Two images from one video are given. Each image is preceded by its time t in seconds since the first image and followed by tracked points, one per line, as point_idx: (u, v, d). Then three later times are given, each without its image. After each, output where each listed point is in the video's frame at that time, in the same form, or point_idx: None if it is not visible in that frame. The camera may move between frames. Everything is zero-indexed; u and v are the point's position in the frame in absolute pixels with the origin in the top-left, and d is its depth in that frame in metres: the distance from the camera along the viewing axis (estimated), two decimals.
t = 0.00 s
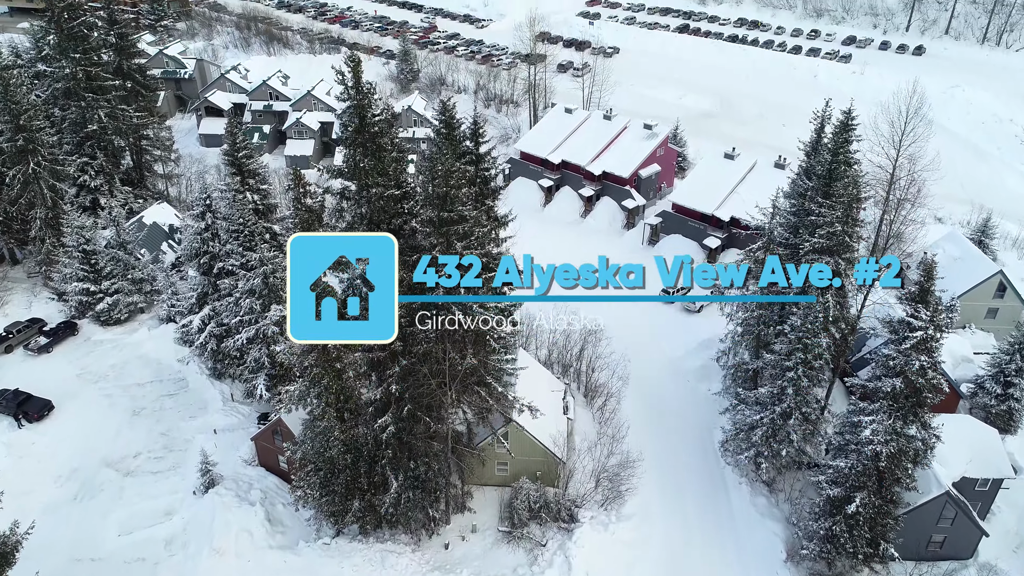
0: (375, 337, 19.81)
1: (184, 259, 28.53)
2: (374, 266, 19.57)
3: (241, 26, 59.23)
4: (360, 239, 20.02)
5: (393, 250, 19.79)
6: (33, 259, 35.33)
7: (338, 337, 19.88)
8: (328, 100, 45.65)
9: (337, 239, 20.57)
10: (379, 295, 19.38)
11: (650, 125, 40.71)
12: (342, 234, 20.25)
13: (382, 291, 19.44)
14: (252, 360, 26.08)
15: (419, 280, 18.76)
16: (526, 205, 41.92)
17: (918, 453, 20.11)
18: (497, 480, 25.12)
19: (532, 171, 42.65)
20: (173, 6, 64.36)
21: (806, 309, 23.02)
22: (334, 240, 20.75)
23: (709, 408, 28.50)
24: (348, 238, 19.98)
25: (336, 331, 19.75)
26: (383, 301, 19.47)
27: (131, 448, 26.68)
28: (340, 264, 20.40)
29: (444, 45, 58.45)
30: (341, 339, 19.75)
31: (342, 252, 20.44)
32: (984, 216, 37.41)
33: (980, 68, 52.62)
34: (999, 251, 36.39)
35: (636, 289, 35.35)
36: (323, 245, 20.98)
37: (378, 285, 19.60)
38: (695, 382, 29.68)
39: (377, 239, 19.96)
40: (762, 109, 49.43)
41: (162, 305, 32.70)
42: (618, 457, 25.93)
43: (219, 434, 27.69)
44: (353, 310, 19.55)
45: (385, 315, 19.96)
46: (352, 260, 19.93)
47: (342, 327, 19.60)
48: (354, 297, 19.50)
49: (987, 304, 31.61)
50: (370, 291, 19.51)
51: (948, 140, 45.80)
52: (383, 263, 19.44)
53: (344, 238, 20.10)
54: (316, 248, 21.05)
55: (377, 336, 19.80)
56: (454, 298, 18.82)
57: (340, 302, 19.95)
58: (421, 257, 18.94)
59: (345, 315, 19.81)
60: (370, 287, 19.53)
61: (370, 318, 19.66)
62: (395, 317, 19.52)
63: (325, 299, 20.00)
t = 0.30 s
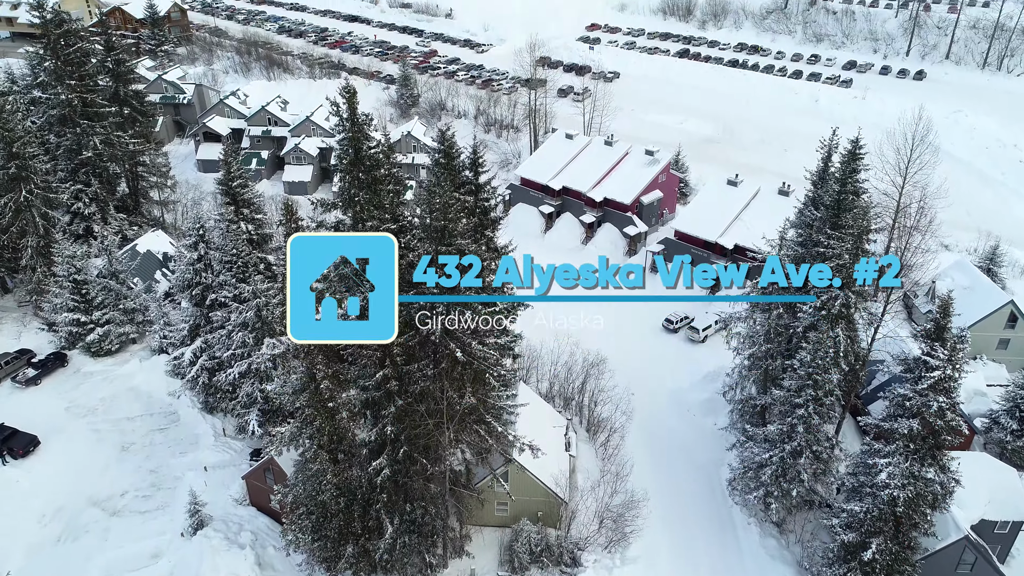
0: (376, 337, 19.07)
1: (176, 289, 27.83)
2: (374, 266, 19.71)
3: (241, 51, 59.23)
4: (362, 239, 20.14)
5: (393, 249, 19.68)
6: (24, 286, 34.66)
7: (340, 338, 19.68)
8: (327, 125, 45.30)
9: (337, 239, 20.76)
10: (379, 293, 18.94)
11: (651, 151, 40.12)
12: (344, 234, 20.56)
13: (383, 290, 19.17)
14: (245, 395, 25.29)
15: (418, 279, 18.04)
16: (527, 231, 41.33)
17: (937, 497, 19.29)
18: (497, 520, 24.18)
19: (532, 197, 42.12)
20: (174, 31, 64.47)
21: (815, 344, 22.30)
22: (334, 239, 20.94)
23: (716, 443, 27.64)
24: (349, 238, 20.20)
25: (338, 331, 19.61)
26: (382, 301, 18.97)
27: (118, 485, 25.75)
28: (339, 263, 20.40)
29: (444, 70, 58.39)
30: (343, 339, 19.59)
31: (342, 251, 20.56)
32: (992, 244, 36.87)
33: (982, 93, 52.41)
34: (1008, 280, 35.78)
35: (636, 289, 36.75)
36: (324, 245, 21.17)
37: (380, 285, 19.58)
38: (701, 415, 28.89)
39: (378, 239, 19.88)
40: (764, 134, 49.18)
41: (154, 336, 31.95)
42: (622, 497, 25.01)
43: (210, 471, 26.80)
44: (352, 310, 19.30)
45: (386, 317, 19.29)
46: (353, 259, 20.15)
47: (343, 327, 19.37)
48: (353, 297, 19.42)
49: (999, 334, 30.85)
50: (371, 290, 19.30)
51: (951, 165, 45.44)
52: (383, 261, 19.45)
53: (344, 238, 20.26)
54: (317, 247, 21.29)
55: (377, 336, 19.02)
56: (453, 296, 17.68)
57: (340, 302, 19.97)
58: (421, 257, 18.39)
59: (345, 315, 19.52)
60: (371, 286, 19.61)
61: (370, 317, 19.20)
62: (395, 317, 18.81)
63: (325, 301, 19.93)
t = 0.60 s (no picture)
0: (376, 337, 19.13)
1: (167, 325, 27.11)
2: (374, 266, 20.91)
3: (241, 81, 59.29)
4: (363, 241, 21.64)
5: (391, 248, 21.22)
6: (13, 320, 33.89)
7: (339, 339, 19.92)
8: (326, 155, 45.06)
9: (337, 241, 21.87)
10: (380, 293, 20.07)
11: (653, 182, 39.54)
12: (344, 236, 21.99)
13: (382, 290, 20.29)
14: (236, 436, 24.41)
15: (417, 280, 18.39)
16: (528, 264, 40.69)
17: (960, 551, 18.31)
18: (496, 569, 23.12)
19: (533, 228, 41.61)
20: (175, 61, 64.69)
21: (827, 385, 21.45)
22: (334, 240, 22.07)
23: (723, 487, 26.60)
24: (349, 240, 21.65)
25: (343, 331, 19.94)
26: (383, 300, 20.02)
27: (101, 530, 24.64)
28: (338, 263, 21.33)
29: (444, 100, 58.43)
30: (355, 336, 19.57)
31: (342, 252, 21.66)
32: (1001, 277, 36.28)
33: (983, 123, 52.31)
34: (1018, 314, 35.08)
35: (636, 292, 37.35)
36: (323, 245, 21.99)
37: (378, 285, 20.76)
38: (708, 455, 27.94)
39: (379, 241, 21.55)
40: (765, 164, 48.92)
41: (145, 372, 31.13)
42: (627, 544, 23.91)
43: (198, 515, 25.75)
44: (353, 309, 20.20)
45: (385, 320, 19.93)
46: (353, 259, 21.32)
47: (342, 326, 19.86)
48: (355, 297, 20.25)
49: (1011, 370, 30.08)
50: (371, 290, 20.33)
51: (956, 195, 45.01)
52: (382, 259, 20.76)
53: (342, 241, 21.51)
54: (316, 247, 21.90)
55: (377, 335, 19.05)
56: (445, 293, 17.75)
57: (340, 301, 20.65)
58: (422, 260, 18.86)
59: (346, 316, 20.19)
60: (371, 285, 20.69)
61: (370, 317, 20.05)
62: (396, 318, 19.40)
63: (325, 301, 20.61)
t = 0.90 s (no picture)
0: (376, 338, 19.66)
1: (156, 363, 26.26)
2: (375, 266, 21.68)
3: (242, 111, 59.23)
4: (363, 241, 21.85)
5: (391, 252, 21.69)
6: None
7: (337, 338, 19.84)
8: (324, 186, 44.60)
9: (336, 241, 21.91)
10: (380, 293, 20.12)
11: (655, 214, 38.95)
12: (344, 236, 22.02)
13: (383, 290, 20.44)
14: (225, 480, 23.42)
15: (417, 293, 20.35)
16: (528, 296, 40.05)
17: None
18: None
19: (533, 260, 41.06)
20: (176, 91, 64.78)
21: (840, 428, 20.54)
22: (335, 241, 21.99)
23: (732, 531, 25.48)
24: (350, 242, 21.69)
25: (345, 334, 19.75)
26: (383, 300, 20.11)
27: None
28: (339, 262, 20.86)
29: (444, 131, 58.38)
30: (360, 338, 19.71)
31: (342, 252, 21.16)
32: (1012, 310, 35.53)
33: (985, 153, 52.07)
34: None
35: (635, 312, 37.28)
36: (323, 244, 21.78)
37: (378, 286, 21.23)
38: (715, 497, 26.87)
39: (378, 242, 22.08)
40: (768, 194, 48.46)
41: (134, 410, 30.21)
42: None
43: (184, 563, 24.56)
44: (353, 309, 20.01)
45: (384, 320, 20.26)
46: (353, 259, 21.33)
47: (342, 326, 19.73)
48: (354, 297, 19.86)
49: None
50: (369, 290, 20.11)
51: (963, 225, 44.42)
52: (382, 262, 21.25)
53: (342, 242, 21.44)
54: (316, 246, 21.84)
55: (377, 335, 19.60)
56: (428, 297, 18.51)
57: (338, 302, 20.02)
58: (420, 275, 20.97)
59: (345, 316, 20.03)
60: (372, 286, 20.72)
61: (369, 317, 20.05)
62: (397, 317, 19.83)
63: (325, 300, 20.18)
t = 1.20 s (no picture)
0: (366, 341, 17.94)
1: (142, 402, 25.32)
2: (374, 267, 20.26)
3: (241, 141, 59.11)
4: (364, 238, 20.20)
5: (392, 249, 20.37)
6: None
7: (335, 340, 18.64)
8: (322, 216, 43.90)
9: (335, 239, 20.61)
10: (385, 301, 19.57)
11: (657, 246, 38.40)
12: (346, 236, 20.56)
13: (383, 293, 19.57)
14: (212, 528, 22.31)
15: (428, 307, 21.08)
16: (528, 329, 39.30)
17: None
18: None
19: (535, 291, 40.38)
20: (176, 121, 64.76)
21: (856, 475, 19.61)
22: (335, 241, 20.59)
23: None
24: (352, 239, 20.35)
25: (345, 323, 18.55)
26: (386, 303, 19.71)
27: None
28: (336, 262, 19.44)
29: (444, 160, 58.21)
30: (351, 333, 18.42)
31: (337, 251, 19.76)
32: None
33: (988, 183, 51.80)
34: None
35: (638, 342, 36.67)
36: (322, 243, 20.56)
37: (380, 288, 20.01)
38: (724, 543, 25.72)
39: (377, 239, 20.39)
40: (770, 225, 48.02)
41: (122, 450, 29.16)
42: None
43: None
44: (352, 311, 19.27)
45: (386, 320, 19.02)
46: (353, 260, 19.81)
47: (340, 326, 18.85)
48: (353, 298, 19.21)
49: None
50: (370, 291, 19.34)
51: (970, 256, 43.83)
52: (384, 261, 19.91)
53: (345, 236, 20.01)
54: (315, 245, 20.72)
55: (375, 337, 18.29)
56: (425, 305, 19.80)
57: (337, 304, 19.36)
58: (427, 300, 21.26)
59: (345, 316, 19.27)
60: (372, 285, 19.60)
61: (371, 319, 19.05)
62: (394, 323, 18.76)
63: (322, 297, 19.21)
